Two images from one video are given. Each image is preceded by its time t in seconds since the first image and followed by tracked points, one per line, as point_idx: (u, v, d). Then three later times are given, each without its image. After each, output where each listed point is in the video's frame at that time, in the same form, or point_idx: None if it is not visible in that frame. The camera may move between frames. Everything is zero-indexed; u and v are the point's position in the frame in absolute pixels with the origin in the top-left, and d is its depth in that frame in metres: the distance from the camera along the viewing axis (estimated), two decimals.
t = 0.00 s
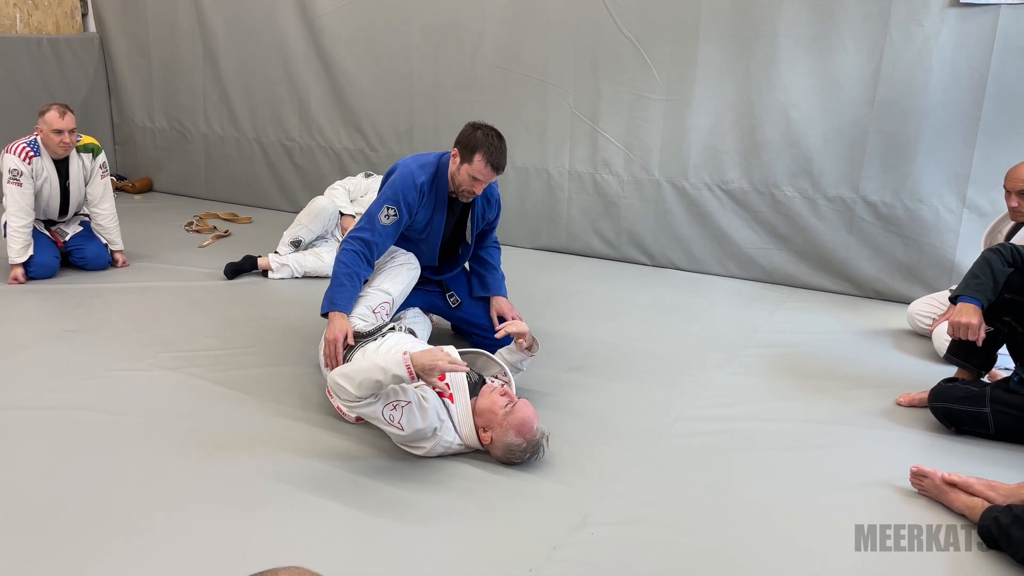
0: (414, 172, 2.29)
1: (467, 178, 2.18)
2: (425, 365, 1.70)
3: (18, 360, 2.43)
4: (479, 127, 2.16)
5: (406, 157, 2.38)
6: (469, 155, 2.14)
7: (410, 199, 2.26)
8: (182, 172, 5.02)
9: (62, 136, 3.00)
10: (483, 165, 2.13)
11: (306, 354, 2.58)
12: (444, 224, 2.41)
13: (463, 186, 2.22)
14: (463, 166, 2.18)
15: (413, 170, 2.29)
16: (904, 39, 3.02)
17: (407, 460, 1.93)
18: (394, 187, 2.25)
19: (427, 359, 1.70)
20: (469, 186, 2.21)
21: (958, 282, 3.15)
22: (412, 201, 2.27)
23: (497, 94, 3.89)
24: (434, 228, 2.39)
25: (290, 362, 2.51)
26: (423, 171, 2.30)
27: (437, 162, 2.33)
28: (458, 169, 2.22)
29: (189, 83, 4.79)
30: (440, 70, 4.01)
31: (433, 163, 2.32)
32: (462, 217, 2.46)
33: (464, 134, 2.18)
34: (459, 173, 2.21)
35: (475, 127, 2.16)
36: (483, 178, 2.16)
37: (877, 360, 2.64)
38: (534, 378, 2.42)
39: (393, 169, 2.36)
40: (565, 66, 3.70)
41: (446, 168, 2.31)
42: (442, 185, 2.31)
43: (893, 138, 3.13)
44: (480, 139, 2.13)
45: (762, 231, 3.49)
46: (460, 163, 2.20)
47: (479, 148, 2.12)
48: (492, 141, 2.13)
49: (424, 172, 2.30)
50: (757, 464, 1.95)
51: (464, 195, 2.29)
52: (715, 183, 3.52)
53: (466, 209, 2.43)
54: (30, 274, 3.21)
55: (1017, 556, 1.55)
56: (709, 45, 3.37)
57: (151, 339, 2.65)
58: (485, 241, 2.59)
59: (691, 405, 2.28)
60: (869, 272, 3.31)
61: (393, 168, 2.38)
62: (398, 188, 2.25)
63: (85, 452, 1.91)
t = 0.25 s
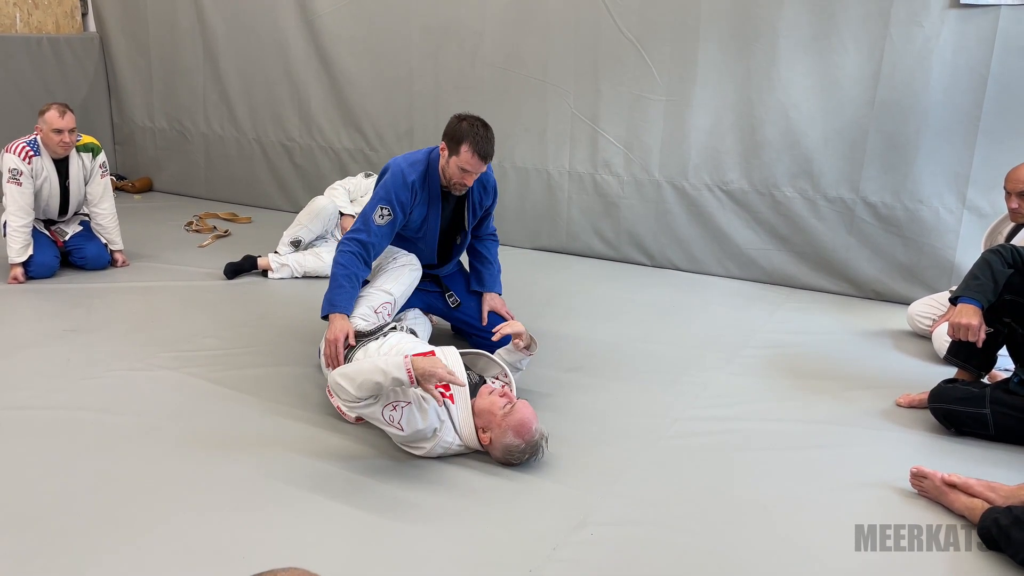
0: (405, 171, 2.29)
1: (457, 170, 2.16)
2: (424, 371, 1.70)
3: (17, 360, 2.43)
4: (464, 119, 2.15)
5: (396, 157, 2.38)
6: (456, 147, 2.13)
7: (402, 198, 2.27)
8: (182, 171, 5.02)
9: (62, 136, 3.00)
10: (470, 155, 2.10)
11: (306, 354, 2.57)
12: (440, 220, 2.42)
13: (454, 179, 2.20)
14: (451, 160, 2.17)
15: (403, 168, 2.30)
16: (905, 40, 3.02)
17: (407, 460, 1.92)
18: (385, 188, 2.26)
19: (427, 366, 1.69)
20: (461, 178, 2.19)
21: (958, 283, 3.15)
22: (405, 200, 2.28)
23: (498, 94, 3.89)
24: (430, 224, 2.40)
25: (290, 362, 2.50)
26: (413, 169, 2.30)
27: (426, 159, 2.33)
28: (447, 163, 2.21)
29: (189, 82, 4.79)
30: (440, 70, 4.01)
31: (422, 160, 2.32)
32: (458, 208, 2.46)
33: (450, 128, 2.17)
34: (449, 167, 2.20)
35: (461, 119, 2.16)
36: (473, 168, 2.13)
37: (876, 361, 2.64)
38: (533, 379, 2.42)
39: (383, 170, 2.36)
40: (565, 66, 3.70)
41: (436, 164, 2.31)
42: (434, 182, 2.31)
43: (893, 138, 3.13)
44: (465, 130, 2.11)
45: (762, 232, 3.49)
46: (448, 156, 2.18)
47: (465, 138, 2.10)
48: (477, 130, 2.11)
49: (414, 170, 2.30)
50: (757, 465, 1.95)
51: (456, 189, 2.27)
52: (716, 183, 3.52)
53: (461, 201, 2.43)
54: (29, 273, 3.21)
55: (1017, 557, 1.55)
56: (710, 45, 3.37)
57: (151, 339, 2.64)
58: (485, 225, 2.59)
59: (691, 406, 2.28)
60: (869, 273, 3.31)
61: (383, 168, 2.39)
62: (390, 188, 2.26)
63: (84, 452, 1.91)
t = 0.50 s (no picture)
0: (391, 164, 2.31)
1: (440, 152, 2.18)
2: (428, 357, 1.74)
3: (17, 359, 2.43)
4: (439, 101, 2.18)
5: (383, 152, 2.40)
6: (434, 126, 2.15)
7: (392, 191, 2.28)
8: (182, 171, 5.02)
9: (62, 135, 3.00)
10: (449, 132, 2.13)
11: (306, 354, 2.57)
12: (433, 208, 2.42)
13: (440, 163, 2.21)
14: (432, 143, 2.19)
15: (389, 162, 2.31)
16: (905, 41, 3.02)
17: (408, 460, 1.92)
18: (374, 183, 2.27)
19: (429, 349, 1.73)
20: (446, 161, 2.20)
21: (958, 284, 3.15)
22: (395, 192, 2.29)
23: (498, 94, 3.89)
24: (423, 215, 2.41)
25: (291, 362, 2.50)
26: (399, 161, 2.31)
27: (412, 151, 2.34)
28: (429, 149, 2.23)
29: (189, 82, 4.79)
30: (441, 70, 4.01)
31: (408, 152, 2.33)
32: (448, 190, 2.41)
33: (426, 115, 2.20)
34: (431, 151, 2.21)
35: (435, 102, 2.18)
36: (454, 146, 2.15)
37: (876, 362, 2.64)
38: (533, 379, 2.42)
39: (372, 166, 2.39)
40: (566, 67, 3.70)
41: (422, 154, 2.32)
42: (422, 172, 2.32)
43: (893, 139, 3.13)
44: (441, 109, 2.14)
45: (762, 232, 3.49)
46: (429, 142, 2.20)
47: (441, 117, 2.12)
48: (453, 108, 2.14)
49: (400, 162, 2.31)
50: (757, 465, 1.95)
51: (444, 174, 2.28)
52: (716, 184, 3.52)
53: (451, 184, 2.40)
54: (29, 273, 3.21)
55: (1017, 558, 1.55)
56: (710, 46, 3.37)
57: (151, 339, 2.65)
58: (482, 211, 2.54)
59: (691, 406, 2.28)
60: (869, 274, 3.31)
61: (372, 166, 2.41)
62: (379, 182, 2.28)
63: (84, 451, 1.91)
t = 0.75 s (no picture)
0: (388, 156, 2.33)
1: (433, 142, 2.18)
2: (401, 327, 1.71)
3: (17, 359, 2.43)
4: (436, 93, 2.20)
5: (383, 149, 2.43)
6: (428, 115, 2.16)
7: (389, 181, 2.30)
8: (182, 171, 5.02)
9: (62, 135, 3.00)
10: (441, 121, 2.13)
11: (306, 354, 2.57)
12: (431, 202, 2.42)
13: (432, 153, 2.21)
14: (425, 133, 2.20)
15: (387, 155, 2.33)
16: (905, 41, 3.02)
17: (407, 460, 1.92)
18: (373, 175, 2.29)
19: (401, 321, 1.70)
20: (438, 151, 2.20)
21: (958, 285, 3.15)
22: (393, 183, 2.31)
23: (498, 94, 3.89)
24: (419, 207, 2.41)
25: (290, 362, 2.50)
26: (397, 154, 2.33)
27: (411, 145, 2.36)
28: (424, 140, 2.24)
29: (188, 82, 4.79)
30: (441, 70, 4.01)
31: (407, 146, 2.35)
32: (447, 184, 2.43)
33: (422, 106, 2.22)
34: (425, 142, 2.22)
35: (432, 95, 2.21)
36: (446, 135, 2.15)
37: (876, 362, 2.64)
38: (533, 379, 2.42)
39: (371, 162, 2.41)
40: (565, 67, 3.70)
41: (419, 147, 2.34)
42: (420, 164, 2.33)
43: (893, 140, 3.13)
44: (436, 99, 2.15)
45: (762, 233, 3.49)
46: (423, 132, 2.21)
47: (435, 106, 2.13)
48: (446, 97, 2.15)
49: (398, 155, 2.34)
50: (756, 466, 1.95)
51: (438, 166, 2.28)
52: (715, 184, 3.52)
53: (449, 179, 2.41)
54: (29, 272, 3.21)
55: (1016, 559, 1.55)
56: (710, 46, 3.37)
57: (150, 338, 2.64)
58: (482, 208, 2.54)
59: (690, 407, 2.28)
60: (869, 274, 3.31)
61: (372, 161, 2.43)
62: (377, 173, 2.29)
63: (83, 451, 1.91)
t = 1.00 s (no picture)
0: (395, 157, 2.33)
1: (443, 143, 2.18)
2: (395, 298, 1.74)
3: (16, 359, 2.42)
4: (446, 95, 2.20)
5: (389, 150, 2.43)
6: (439, 117, 2.16)
7: (397, 183, 2.30)
8: (181, 171, 5.01)
9: (61, 134, 3.00)
10: (452, 124, 2.13)
11: (305, 354, 2.57)
12: (437, 203, 2.44)
13: (441, 155, 2.21)
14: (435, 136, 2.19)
15: (394, 156, 2.33)
16: (905, 41, 3.02)
17: (407, 461, 1.92)
18: (381, 176, 2.28)
19: (392, 290, 1.73)
20: (447, 153, 2.20)
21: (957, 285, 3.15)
22: (401, 185, 2.31)
23: (498, 94, 3.89)
24: (426, 208, 2.42)
25: (290, 362, 2.50)
26: (403, 154, 2.33)
27: (417, 146, 2.37)
28: (433, 141, 2.23)
29: (188, 82, 4.79)
30: (440, 70, 4.01)
31: (413, 147, 2.36)
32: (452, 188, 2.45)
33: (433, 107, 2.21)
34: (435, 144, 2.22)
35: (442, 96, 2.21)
36: (457, 138, 2.15)
37: (875, 362, 2.64)
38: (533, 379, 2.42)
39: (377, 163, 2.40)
40: (565, 67, 3.70)
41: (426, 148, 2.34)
42: (426, 166, 2.34)
43: (893, 140, 3.13)
44: (447, 101, 2.15)
45: (762, 233, 3.49)
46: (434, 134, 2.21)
47: (447, 109, 2.13)
48: (458, 100, 2.15)
49: (405, 156, 2.34)
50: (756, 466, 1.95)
51: (446, 168, 2.28)
52: (715, 185, 3.52)
53: (455, 181, 2.43)
54: (28, 272, 3.20)
55: (1016, 559, 1.55)
56: (710, 46, 3.37)
57: (149, 338, 2.64)
58: (486, 208, 2.56)
59: (690, 407, 2.28)
60: (869, 274, 3.31)
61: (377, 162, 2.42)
62: (385, 174, 2.29)
63: (83, 451, 1.91)
